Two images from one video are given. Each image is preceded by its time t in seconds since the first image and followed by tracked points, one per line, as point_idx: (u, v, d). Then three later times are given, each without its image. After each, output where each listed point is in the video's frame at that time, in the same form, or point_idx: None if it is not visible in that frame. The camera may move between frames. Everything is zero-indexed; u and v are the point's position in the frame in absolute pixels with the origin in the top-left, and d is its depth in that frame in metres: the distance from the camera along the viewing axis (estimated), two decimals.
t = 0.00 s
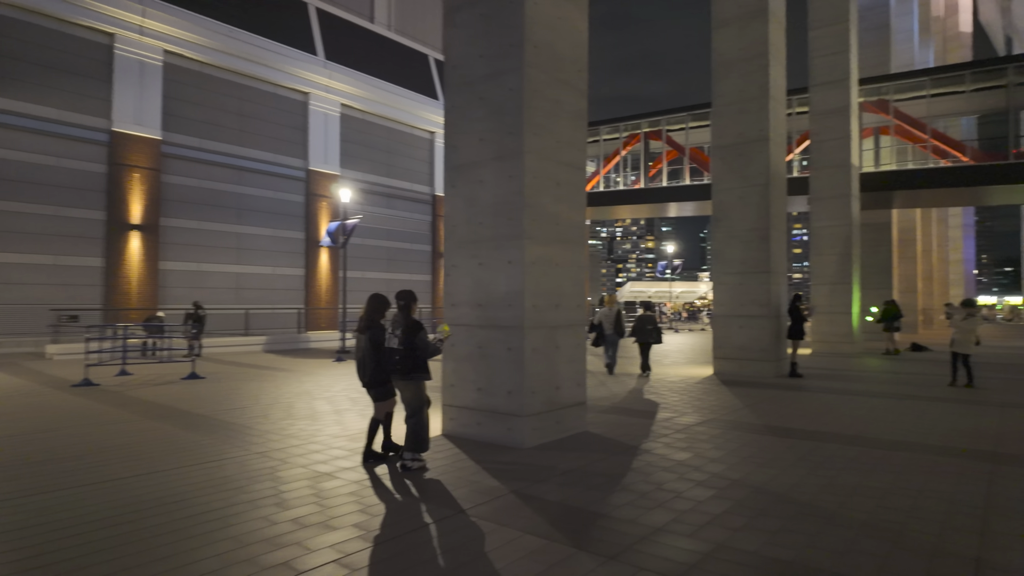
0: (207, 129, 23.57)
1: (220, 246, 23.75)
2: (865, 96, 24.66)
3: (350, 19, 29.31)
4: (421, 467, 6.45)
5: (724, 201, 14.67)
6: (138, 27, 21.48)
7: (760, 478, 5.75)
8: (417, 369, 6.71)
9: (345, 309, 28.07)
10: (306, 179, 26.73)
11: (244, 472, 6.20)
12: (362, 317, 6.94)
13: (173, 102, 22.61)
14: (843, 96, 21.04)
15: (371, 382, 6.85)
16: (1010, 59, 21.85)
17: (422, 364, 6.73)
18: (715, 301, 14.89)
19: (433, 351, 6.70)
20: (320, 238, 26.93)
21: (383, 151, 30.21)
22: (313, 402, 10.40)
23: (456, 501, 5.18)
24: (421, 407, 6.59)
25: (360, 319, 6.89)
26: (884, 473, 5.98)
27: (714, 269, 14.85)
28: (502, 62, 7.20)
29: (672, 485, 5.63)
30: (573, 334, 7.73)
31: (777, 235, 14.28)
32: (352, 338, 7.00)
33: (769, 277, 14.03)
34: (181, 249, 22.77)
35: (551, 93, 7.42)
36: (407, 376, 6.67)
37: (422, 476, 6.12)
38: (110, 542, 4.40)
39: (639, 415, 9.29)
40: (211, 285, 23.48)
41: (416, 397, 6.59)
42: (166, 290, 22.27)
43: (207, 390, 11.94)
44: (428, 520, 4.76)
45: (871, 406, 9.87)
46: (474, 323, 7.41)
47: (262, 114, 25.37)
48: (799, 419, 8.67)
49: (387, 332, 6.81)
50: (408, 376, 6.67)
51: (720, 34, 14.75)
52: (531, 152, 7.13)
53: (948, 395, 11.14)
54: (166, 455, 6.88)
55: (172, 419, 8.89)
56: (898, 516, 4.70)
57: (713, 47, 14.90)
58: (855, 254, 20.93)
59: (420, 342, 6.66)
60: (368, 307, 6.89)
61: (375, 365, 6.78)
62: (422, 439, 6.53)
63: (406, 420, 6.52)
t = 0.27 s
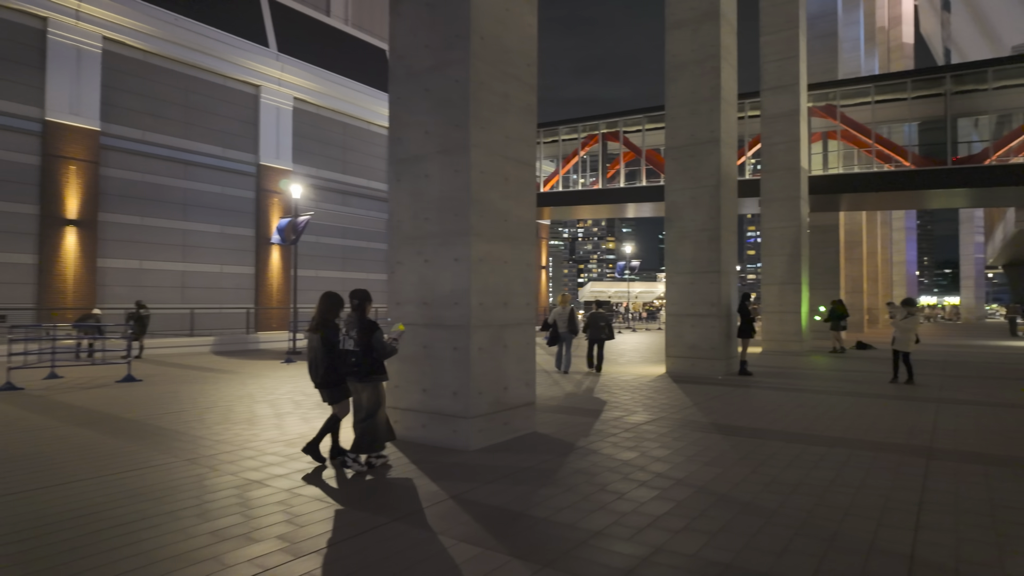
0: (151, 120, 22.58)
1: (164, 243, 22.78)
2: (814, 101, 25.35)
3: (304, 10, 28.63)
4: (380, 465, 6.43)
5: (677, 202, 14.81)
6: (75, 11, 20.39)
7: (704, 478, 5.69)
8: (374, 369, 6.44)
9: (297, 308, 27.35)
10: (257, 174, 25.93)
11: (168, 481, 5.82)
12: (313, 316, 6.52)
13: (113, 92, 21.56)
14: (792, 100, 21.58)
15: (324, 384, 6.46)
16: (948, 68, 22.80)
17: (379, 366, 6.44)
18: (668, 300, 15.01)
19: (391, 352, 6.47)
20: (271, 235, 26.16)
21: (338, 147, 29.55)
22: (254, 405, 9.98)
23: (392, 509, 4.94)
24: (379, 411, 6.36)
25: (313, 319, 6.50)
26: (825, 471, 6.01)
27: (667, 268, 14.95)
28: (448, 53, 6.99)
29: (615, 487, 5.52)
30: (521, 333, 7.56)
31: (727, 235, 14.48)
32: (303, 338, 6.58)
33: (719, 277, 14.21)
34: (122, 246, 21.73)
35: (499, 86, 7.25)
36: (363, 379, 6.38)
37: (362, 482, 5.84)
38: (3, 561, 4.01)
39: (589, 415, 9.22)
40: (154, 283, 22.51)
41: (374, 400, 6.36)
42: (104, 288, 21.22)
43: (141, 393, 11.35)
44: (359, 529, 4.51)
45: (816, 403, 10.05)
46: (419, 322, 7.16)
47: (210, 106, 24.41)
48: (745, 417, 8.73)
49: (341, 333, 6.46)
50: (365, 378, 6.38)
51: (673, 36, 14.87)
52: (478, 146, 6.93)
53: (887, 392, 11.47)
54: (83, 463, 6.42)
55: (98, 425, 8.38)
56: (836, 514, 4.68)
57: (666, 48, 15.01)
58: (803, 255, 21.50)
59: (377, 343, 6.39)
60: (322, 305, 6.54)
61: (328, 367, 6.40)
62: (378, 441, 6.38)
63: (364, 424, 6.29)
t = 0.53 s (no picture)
0: (112, 115, 21.85)
1: (126, 241, 22.05)
2: (785, 104, 25.57)
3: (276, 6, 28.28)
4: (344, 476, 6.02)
5: (649, 202, 14.76)
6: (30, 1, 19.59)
7: (667, 486, 5.54)
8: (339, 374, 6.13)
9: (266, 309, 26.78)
10: (225, 171, 25.29)
11: (104, 494, 5.47)
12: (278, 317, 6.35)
13: (71, 85, 20.80)
14: (763, 102, 21.73)
15: (286, 388, 6.23)
16: (914, 73, 23.22)
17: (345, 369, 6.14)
18: (639, 301, 14.94)
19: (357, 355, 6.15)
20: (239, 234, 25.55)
21: (309, 144, 29.00)
22: (210, 411, 9.61)
23: (340, 524, 4.67)
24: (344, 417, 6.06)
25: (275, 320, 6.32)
26: (790, 476, 5.91)
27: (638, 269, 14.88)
28: (408, 46, 6.75)
29: (576, 496, 5.34)
30: (485, 336, 7.33)
31: (698, 236, 14.47)
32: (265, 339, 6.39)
33: (690, 278, 14.19)
34: (81, 245, 20.99)
35: (461, 81, 7.02)
36: (328, 383, 6.08)
37: (314, 493, 5.55)
38: None
39: (556, 419, 9.06)
40: (116, 284, 21.79)
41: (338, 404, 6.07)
42: (63, 289, 20.48)
43: (93, 399, 10.89)
44: (301, 548, 4.24)
45: (784, 405, 10.03)
46: (378, 326, 6.89)
47: (175, 101, 23.72)
48: (713, 420, 8.65)
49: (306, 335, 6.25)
50: (329, 382, 6.07)
51: (645, 35, 14.79)
52: (439, 143, 6.69)
53: (854, 393, 11.53)
54: (16, 476, 6.04)
55: (40, 433, 7.95)
56: (800, 525, 4.56)
57: (638, 48, 14.93)
58: (774, 256, 21.67)
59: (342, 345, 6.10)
60: (285, 307, 6.35)
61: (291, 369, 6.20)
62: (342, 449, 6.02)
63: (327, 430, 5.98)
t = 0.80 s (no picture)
0: (83, 110, 21.27)
1: (98, 240, 21.50)
2: (767, 104, 25.61)
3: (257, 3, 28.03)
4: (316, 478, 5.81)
5: (629, 201, 14.64)
6: None
7: (639, 491, 5.37)
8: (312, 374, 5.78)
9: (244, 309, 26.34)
10: (201, 168, 24.81)
11: (49, 504, 5.19)
12: (246, 314, 6.04)
13: (40, 79, 20.22)
14: (745, 102, 21.75)
15: (254, 390, 5.92)
16: (894, 74, 23.36)
17: (318, 368, 5.80)
18: (619, 300, 14.81)
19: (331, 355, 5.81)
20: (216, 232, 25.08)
21: (289, 141, 28.55)
22: (176, 414, 9.30)
23: (294, 534, 4.44)
24: (316, 419, 5.77)
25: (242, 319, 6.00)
26: (765, 480, 5.77)
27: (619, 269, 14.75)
28: (376, 37, 6.53)
29: (545, 502, 5.16)
30: (457, 336, 7.11)
31: (679, 235, 14.38)
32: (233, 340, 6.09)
33: (670, 277, 14.09)
34: (50, 243, 20.42)
35: (431, 73, 6.80)
36: (300, 384, 5.73)
37: (273, 499, 5.31)
38: None
39: (532, 420, 8.87)
40: (88, 282, 21.24)
41: (311, 407, 5.75)
42: (31, 288, 19.91)
43: (55, 401, 10.52)
44: (251, 560, 4.00)
45: (763, 406, 9.93)
46: (345, 326, 6.64)
47: (149, 96, 23.18)
48: (691, 420, 8.52)
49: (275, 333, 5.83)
50: (301, 383, 5.73)
51: (625, 33, 14.66)
52: (407, 136, 6.46)
53: (833, 392, 11.49)
54: None
55: None
56: (773, 531, 4.41)
57: (619, 45, 14.80)
58: (756, 256, 21.70)
59: (315, 345, 5.74)
60: (250, 306, 6.04)
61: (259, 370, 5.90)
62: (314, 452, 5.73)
63: (299, 433, 5.68)
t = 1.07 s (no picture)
0: (52, 105, 20.66)
1: (67, 238, 20.92)
2: (748, 105, 25.70)
3: None
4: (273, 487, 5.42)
5: (609, 200, 14.48)
6: None
7: (608, 497, 5.17)
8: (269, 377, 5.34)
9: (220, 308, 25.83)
10: (177, 166, 24.30)
11: None
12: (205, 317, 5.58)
13: (6, 72, 19.58)
14: (726, 102, 21.71)
15: (210, 396, 5.46)
16: (873, 75, 23.45)
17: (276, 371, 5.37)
18: (598, 300, 14.65)
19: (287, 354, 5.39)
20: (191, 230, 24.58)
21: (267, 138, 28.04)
22: (136, 418, 8.94)
23: (240, 545, 4.18)
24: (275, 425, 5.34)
25: (200, 320, 5.57)
26: (738, 485, 5.60)
27: (598, 268, 14.58)
28: (338, 25, 6.27)
29: (510, 509, 4.94)
30: (425, 337, 6.86)
31: (658, 234, 14.24)
32: (192, 341, 5.68)
33: (649, 277, 13.95)
34: (17, 241, 19.80)
35: (397, 64, 6.55)
36: (256, 388, 5.29)
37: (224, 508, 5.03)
38: None
39: (505, 423, 8.64)
40: (57, 282, 20.64)
41: (269, 412, 5.32)
42: None
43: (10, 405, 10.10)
44: None
45: (741, 407, 9.79)
46: (306, 326, 6.36)
47: (122, 91, 22.63)
48: (667, 423, 8.35)
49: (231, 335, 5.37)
50: (258, 387, 5.29)
51: (605, 29, 14.49)
52: (371, 128, 6.21)
53: (811, 392, 11.41)
54: None
55: None
56: (743, 540, 4.23)
57: (598, 42, 14.63)
58: (736, 256, 21.70)
59: (272, 345, 5.31)
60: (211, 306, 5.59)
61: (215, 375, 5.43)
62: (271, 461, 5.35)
63: (256, 442, 5.25)
